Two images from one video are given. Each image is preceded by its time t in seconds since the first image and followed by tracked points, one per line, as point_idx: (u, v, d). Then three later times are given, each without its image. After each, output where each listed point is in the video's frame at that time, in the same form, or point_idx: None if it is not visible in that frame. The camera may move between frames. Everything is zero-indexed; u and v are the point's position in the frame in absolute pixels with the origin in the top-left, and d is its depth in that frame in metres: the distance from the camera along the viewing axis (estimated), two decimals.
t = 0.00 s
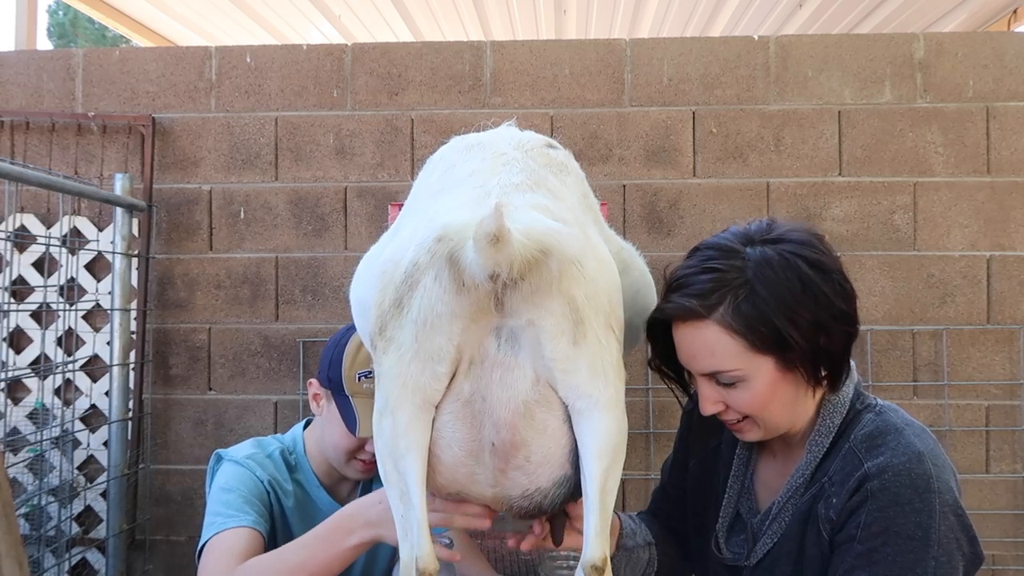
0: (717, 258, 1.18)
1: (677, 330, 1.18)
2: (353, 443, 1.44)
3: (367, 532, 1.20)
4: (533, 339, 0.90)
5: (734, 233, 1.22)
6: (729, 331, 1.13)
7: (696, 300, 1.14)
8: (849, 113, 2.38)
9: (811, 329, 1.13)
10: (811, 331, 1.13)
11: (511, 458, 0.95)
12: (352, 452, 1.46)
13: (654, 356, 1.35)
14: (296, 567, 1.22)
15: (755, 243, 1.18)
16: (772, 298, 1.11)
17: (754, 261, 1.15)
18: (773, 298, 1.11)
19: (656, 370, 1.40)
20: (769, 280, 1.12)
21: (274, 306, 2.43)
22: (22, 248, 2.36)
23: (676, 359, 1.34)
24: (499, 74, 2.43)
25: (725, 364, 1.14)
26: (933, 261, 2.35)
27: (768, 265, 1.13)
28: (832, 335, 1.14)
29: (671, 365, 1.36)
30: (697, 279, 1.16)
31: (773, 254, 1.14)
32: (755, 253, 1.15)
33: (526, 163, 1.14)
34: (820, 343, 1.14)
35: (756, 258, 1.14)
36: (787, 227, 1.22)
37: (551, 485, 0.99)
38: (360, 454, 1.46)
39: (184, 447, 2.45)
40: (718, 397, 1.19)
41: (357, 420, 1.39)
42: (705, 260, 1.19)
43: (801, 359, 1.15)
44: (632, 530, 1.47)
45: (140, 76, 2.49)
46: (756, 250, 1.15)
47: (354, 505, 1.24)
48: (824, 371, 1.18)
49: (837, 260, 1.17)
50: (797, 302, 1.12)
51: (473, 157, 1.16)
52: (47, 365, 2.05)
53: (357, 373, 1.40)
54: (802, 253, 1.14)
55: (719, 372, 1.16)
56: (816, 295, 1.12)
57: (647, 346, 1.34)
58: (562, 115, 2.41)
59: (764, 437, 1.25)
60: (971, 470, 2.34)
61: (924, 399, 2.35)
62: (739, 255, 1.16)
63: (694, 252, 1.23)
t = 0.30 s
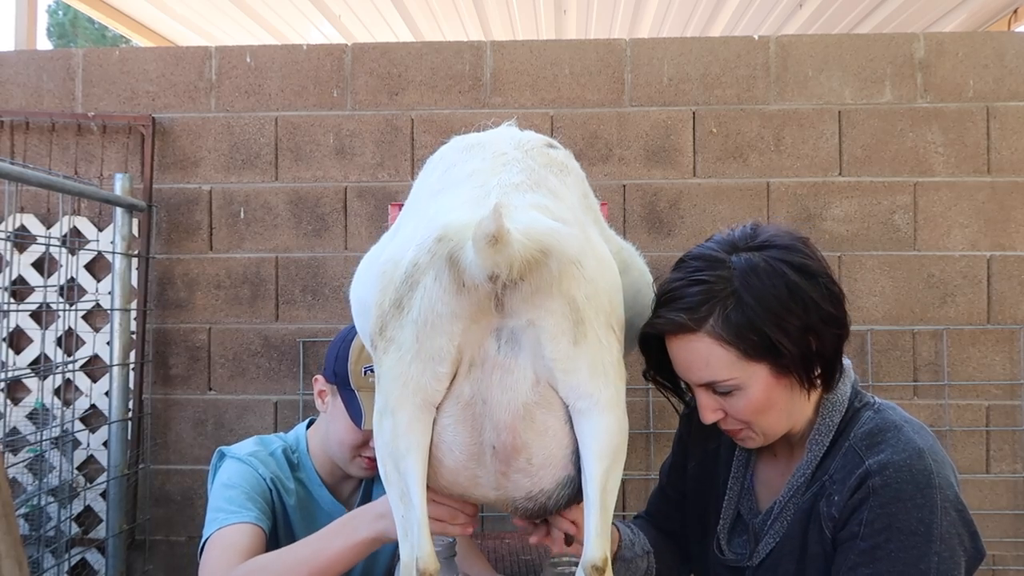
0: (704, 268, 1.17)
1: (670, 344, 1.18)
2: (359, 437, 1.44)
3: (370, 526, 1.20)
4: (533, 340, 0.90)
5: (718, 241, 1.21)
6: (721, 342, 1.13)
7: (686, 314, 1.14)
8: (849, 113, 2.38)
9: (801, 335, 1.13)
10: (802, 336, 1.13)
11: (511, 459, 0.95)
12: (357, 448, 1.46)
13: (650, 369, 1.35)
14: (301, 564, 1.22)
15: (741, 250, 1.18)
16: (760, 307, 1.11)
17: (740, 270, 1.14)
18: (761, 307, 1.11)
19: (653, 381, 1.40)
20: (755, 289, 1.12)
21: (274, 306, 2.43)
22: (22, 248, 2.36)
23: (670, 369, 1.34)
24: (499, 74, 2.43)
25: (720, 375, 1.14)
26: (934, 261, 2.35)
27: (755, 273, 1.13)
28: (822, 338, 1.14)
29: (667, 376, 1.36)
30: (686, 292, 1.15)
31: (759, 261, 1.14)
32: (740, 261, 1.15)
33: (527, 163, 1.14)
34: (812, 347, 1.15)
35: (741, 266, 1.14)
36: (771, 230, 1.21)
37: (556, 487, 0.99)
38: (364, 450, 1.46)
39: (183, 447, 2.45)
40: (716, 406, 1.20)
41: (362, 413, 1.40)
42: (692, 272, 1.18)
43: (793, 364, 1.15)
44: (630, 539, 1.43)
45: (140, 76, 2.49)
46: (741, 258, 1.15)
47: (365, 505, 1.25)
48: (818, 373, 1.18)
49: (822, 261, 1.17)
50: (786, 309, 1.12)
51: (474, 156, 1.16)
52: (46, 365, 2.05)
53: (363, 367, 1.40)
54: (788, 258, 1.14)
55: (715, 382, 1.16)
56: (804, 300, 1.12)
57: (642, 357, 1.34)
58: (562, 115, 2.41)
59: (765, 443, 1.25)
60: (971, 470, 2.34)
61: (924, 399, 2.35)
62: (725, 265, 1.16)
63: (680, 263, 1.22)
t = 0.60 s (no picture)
0: (705, 272, 1.17)
1: (673, 348, 1.18)
2: (360, 437, 1.44)
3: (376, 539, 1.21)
4: (534, 340, 0.90)
5: (718, 245, 1.22)
6: (724, 346, 1.13)
7: (689, 319, 1.13)
8: (849, 113, 2.38)
9: (804, 338, 1.13)
10: (805, 339, 1.13)
11: (511, 459, 0.95)
12: (358, 448, 1.46)
13: (651, 372, 1.35)
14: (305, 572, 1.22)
15: (742, 253, 1.18)
16: (763, 310, 1.11)
17: (743, 273, 1.14)
18: (764, 311, 1.11)
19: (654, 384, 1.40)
20: (758, 293, 1.12)
21: (274, 306, 2.43)
22: (22, 248, 2.36)
23: (672, 373, 1.34)
24: (499, 74, 2.42)
25: (724, 378, 1.14)
26: (934, 261, 2.35)
27: (757, 276, 1.13)
28: (824, 340, 1.15)
29: (668, 380, 1.36)
30: (688, 296, 1.15)
31: (761, 265, 1.14)
32: (742, 264, 1.15)
33: (527, 162, 1.14)
34: (814, 350, 1.15)
35: (744, 270, 1.14)
36: (771, 232, 1.22)
37: (553, 487, 0.99)
38: (365, 450, 1.46)
39: (183, 447, 2.45)
40: (719, 409, 1.19)
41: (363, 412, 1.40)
42: (693, 275, 1.18)
43: (796, 367, 1.14)
44: (626, 543, 1.42)
45: (140, 76, 2.49)
46: (744, 261, 1.15)
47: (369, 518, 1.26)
48: (820, 374, 1.18)
49: (823, 264, 1.18)
50: (789, 312, 1.11)
51: (474, 156, 1.16)
52: (46, 365, 2.05)
53: (363, 366, 1.40)
54: (790, 261, 1.14)
55: (718, 386, 1.16)
56: (806, 302, 1.12)
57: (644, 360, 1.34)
58: (562, 114, 2.41)
59: (767, 443, 1.25)
60: (971, 470, 2.34)
61: (924, 399, 2.35)
62: (727, 269, 1.16)
63: (682, 267, 1.22)
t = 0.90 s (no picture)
0: (708, 265, 1.18)
1: (672, 339, 1.18)
2: (360, 435, 1.44)
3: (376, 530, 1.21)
4: (533, 339, 0.91)
5: (723, 238, 1.22)
6: (724, 337, 1.13)
7: (690, 308, 1.14)
8: (849, 113, 2.38)
9: (804, 332, 1.13)
10: (805, 333, 1.13)
11: (511, 458, 0.95)
12: (358, 446, 1.46)
13: (651, 366, 1.35)
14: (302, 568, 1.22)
15: (745, 247, 1.18)
16: (764, 302, 1.11)
17: (745, 265, 1.15)
18: (765, 302, 1.11)
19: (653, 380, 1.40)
20: (760, 285, 1.12)
21: (274, 306, 2.43)
22: (22, 248, 2.36)
23: (671, 367, 1.35)
24: (499, 74, 2.43)
25: (723, 369, 1.14)
26: (933, 261, 2.35)
27: (759, 269, 1.13)
28: (825, 336, 1.15)
29: (667, 374, 1.36)
30: (690, 286, 1.15)
31: (764, 258, 1.14)
32: (745, 257, 1.15)
33: (527, 162, 1.15)
34: (814, 345, 1.15)
35: (746, 262, 1.15)
36: (774, 228, 1.22)
37: (553, 485, 1.00)
38: (365, 448, 1.46)
39: (184, 447, 2.45)
40: (717, 401, 1.19)
41: (363, 410, 1.41)
42: (696, 267, 1.18)
43: (795, 361, 1.15)
44: (629, 534, 1.43)
45: (141, 76, 2.49)
46: (746, 254, 1.16)
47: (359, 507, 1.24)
48: (819, 371, 1.19)
49: (825, 259, 1.18)
50: (790, 305, 1.12)
51: (474, 156, 1.17)
52: (47, 366, 2.05)
53: (362, 363, 1.41)
54: (792, 255, 1.15)
55: (717, 377, 1.16)
56: (807, 296, 1.13)
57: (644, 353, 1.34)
58: (562, 115, 2.42)
59: (764, 440, 1.25)
60: (970, 470, 2.34)
61: (924, 399, 2.35)
62: (729, 261, 1.17)
63: (684, 259, 1.23)
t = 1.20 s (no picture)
0: (714, 261, 1.18)
1: (677, 334, 1.18)
2: (362, 436, 1.44)
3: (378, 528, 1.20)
4: (534, 339, 0.91)
5: (729, 235, 1.22)
6: (729, 333, 1.13)
7: (695, 303, 1.14)
8: (849, 113, 2.38)
9: (809, 330, 1.13)
10: (810, 331, 1.13)
11: (512, 459, 0.95)
12: (360, 447, 1.46)
13: (654, 361, 1.35)
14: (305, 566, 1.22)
15: (751, 245, 1.18)
16: (771, 299, 1.11)
17: (751, 262, 1.15)
18: (772, 299, 1.11)
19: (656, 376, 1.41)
20: (767, 282, 1.12)
21: (274, 306, 2.43)
22: (22, 248, 2.36)
23: (674, 362, 1.35)
24: (499, 74, 2.43)
25: (727, 366, 1.14)
26: (934, 261, 2.35)
27: (765, 266, 1.14)
28: (830, 335, 1.15)
29: (670, 369, 1.37)
30: (696, 282, 1.16)
31: (771, 255, 1.14)
32: (751, 254, 1.15)
33: (528, 162, 1.15)
34: (819, 343, 1.15)
35: (753, 259, 1.15)
36: (780, 227, 1.23)
37: (560, 485, 0.99)
38: (366, 448, 1.46)
39: (184, 447, 2.45)
40: (721, 398, 1.19)
41: (364, 410, 1.41)
42: (702, 263, 1.19)
43: (800, 359, 1.15)
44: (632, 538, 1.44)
45: (140, 76, 2.49)
46: (753, 251, 1.16)
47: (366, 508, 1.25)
48: (823, 372, 1.19)
49: (831, 258, 1.18)
50: (795, 304, 1.12)
51: (474, 156, 1.16)
52: (47, 365, 2.05)
53: (363, 364, 1.40)
54: (798, 253, 1.15)
55: (721, 373, 1.15)
56: (813, 294, 1.13)
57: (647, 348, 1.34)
58: (562, 115, 2.42)
59: (767, 438, 1.25)
60: (971, 470, 2.34)
61: (924, 399, 2.35)
62: (735, 257, 1.17)
63: (690, 256, 1.23)
